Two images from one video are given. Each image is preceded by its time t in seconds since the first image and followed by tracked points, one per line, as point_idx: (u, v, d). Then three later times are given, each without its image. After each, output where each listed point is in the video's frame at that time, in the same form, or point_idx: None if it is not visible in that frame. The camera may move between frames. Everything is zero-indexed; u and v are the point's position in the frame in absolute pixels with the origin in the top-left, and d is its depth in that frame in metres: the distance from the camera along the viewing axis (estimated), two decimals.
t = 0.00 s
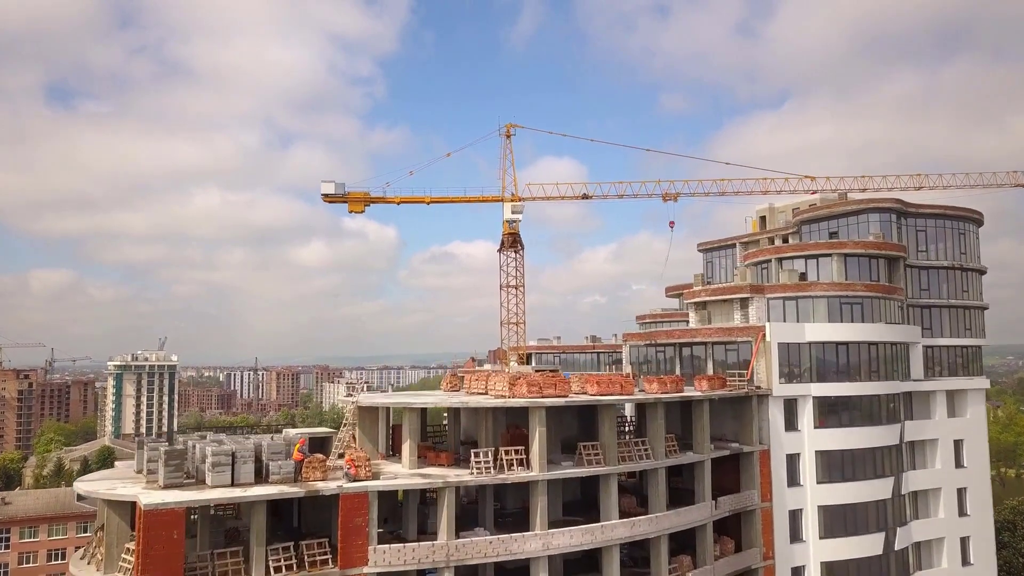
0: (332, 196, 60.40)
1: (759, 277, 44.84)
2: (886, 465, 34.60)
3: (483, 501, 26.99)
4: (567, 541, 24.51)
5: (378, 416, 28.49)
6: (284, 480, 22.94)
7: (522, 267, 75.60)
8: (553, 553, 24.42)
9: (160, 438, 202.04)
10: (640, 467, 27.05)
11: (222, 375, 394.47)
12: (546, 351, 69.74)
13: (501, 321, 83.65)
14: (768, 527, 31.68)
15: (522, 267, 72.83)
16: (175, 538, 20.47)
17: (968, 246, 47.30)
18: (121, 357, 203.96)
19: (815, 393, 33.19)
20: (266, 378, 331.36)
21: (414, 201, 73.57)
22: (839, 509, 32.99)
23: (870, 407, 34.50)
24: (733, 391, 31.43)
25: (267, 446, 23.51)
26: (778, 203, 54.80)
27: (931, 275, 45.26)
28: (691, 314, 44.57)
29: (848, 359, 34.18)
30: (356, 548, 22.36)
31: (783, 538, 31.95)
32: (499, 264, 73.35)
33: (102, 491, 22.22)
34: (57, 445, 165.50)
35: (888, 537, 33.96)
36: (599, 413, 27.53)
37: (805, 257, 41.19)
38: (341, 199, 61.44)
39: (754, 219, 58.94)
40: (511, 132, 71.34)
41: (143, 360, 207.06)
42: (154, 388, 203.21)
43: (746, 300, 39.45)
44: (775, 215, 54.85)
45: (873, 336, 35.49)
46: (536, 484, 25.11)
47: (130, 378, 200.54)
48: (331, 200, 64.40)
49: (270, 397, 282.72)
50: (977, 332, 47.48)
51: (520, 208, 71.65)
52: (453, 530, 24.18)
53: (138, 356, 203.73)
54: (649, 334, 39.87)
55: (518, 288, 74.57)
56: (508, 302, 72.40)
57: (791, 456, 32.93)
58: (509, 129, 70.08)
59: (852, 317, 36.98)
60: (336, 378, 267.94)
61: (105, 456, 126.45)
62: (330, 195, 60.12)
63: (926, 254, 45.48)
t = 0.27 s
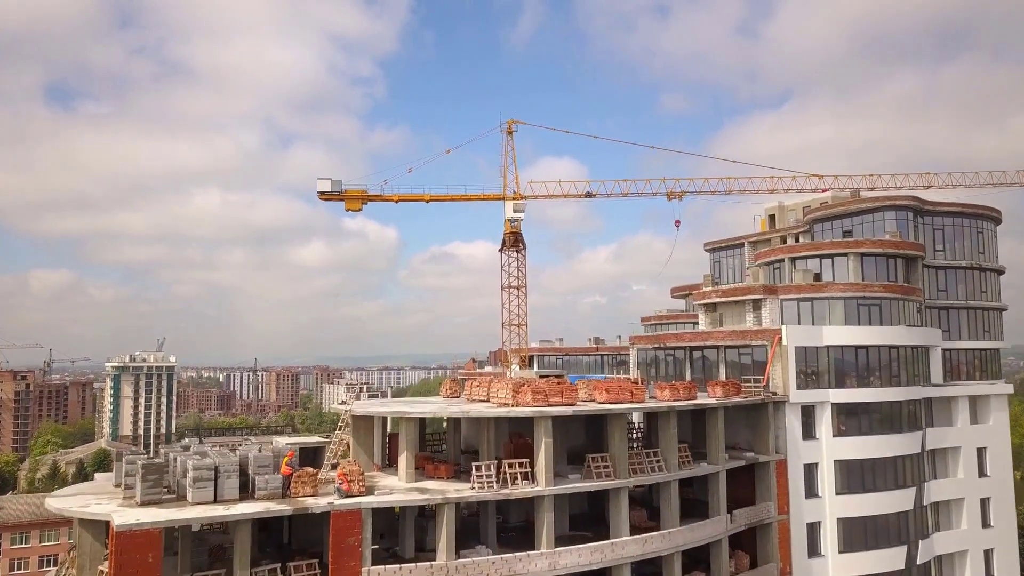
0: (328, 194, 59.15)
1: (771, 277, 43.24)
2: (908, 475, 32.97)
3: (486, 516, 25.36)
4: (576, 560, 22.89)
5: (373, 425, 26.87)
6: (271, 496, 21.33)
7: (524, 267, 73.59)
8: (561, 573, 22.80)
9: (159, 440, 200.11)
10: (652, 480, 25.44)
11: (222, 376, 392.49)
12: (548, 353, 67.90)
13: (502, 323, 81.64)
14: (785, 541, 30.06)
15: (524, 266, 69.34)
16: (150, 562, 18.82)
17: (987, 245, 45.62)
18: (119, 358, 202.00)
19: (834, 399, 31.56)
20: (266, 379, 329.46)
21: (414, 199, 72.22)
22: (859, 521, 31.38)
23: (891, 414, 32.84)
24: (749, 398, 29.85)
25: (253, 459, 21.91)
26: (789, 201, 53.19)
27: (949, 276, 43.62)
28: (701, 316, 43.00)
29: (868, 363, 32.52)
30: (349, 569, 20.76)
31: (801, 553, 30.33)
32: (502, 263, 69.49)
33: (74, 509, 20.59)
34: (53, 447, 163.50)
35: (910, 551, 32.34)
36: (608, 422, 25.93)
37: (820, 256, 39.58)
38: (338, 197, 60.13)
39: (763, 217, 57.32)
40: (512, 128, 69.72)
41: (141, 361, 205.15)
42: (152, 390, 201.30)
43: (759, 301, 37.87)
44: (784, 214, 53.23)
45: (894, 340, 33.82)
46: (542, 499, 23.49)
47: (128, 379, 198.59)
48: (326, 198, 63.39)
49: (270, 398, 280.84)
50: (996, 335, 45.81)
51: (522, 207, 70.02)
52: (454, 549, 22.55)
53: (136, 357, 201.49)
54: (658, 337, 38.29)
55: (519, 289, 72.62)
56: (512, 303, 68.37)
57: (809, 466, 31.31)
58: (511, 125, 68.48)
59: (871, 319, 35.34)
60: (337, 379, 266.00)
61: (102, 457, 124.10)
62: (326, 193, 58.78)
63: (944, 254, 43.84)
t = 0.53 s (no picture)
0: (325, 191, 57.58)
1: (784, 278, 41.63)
2: (932, 486, 31.32)
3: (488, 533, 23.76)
4: None
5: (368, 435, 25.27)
6: (256, 515, 19.75)
7: (525, 267, 71.82)
8: None
9: (157, 442, 198.08)
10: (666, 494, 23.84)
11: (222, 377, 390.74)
12: (551, 356, 65.85)
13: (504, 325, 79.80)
14: (804, 557, 28.44)
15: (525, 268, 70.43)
16: None
17: (1007, 244, 43.96)
18: (117, 360, 200.13)
19: (855, 407, 29.91)
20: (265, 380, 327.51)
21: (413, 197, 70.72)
22: (881, 535, 29.77)
23: (914, 422, 31.20)
24: (766, 405, 28.24)
25: (237, 474, 20.32)
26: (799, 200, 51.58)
27: (968, 277, 41.99)
28: (711, 318, 41.41)
29: (891, 368, 30.86)
30: None
31: (821, 569, 28.70)
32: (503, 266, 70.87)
33: (41, 528, 18.95)
34: (50, 449, 161.60)
35: (934, 566, 30.72)
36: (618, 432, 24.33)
37: (835, 256, 37.96)
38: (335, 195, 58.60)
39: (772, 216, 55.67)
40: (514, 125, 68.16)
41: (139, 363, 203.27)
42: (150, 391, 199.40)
43: (773, 303, 36.27)
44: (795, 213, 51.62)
45: (917, 344, 32.14)
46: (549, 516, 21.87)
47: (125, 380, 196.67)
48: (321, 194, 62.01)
49: (269, 399, 278.94)
50: (1016, 338, 44.15)
51: (524, 206, 68.47)
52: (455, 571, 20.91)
53: (135, 358, 199.98)
54: (667, 341, 36.72)
55: (521, 289, 71.00)
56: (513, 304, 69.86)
57: (828, 478, 29.69)
58: (513, 122, 66.95)
59: (891, 322, 33.72)
60: (336, 380, 264.10)
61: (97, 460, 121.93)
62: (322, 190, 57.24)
63: (963, 254, 42.20)
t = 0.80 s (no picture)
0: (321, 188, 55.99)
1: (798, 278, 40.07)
2: (958, 498, 29.70)
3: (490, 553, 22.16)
4: None
5: (362, 447, 23.67)
6: (239, 536, 18.16)
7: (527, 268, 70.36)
8: None
9: (155, 444, 196.29)
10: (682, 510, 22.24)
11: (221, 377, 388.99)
12: (553, 357, 64.21)
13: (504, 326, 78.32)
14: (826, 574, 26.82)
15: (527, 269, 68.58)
16: None
17: None
18: (115, 361, 198.36)
19: (878, 415, 28.31)
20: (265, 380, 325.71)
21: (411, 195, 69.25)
22: (906, 550, 28.16)
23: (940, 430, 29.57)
24: (786, 414, 26.67)
25: (218, 492, 18.72)
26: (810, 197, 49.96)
27: (988, 277, 40.36)
28: (722, 320, 39.89)
29: (915, 374, 29.24)
30: None
31: None
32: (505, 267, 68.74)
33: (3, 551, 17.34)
34: (45, 452, 159.81)
35: None
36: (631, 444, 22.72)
37: (853, 256, 36.36)
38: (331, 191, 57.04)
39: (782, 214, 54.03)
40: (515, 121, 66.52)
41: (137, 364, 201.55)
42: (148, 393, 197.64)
43: (788, 305, 34.69)
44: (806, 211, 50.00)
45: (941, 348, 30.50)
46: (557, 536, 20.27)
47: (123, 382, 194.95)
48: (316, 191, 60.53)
49: (269, 400, 277.13)
50: None
51: (526, 204, 66.84)
52: None
53: (132, 359, 198.36)
54: (677, 344, 35.18)
55: (523, 290, 69.42)
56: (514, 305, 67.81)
57: (850, 490, 28.08)
58: (514, 118, 65.32)
59: (913, 324, 32.12)
60: (336, 381, 262.34)
61: (92, 463, 119.96)
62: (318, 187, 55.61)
63: (983, 253, 40.55)
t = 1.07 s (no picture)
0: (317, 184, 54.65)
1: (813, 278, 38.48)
2: (988, 511, 28.10)
3: None
4: None
5: (355, 460, 22.06)
6: (218, 562, 16.56)
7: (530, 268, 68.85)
8: None
9: (153, 446, 194.62)
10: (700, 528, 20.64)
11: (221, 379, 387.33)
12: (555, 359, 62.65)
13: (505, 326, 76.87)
14: None
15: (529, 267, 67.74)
16: None
17: None
18: (113, 363, 196.78)
19: (904, 423, 26.71)
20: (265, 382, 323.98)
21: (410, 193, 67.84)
22: (934, 567, 26.57)
23: (969, 440, 27.95)
24: (807, 423, 25.08)
25: (196, 513, 17.13)
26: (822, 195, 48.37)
27: (1010, 278, 38.76)
28: (734, 322, 38.36)
29: (942, 380, 27.60)
30: None
31: None
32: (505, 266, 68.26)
33: None
34: (42, 454, 158.22)
35: None
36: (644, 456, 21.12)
37: (872, 255, 34.75)
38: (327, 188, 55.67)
39: (792, 213, 52.44)
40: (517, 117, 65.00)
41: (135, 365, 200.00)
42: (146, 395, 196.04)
43: (804, 306, 33.10)
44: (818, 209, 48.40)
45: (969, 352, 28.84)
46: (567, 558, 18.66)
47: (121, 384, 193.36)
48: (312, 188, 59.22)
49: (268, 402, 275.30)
50: None
51: (528, 202, 65.26)
52: None
53: (130, 361, 196.59)
54: (689, 347, 33.61)
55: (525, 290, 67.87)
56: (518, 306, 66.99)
57: (874, 504, 26.48)
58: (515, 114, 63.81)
59: (937, 327, 30.52)
60: (336, 382, 260.59)
61: (88, 467, 118.21)
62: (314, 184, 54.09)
63: (1005, 253, 38.96)
